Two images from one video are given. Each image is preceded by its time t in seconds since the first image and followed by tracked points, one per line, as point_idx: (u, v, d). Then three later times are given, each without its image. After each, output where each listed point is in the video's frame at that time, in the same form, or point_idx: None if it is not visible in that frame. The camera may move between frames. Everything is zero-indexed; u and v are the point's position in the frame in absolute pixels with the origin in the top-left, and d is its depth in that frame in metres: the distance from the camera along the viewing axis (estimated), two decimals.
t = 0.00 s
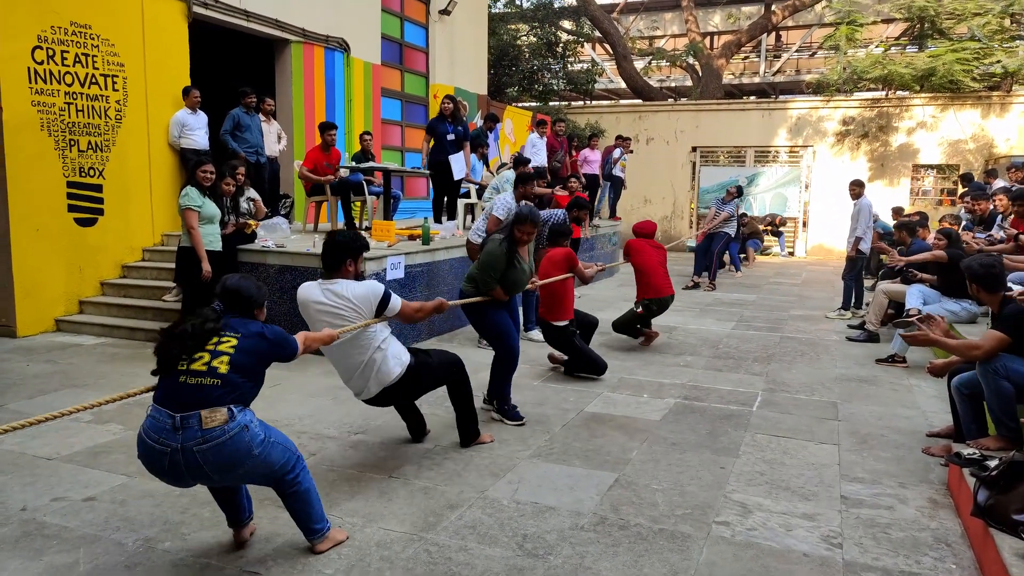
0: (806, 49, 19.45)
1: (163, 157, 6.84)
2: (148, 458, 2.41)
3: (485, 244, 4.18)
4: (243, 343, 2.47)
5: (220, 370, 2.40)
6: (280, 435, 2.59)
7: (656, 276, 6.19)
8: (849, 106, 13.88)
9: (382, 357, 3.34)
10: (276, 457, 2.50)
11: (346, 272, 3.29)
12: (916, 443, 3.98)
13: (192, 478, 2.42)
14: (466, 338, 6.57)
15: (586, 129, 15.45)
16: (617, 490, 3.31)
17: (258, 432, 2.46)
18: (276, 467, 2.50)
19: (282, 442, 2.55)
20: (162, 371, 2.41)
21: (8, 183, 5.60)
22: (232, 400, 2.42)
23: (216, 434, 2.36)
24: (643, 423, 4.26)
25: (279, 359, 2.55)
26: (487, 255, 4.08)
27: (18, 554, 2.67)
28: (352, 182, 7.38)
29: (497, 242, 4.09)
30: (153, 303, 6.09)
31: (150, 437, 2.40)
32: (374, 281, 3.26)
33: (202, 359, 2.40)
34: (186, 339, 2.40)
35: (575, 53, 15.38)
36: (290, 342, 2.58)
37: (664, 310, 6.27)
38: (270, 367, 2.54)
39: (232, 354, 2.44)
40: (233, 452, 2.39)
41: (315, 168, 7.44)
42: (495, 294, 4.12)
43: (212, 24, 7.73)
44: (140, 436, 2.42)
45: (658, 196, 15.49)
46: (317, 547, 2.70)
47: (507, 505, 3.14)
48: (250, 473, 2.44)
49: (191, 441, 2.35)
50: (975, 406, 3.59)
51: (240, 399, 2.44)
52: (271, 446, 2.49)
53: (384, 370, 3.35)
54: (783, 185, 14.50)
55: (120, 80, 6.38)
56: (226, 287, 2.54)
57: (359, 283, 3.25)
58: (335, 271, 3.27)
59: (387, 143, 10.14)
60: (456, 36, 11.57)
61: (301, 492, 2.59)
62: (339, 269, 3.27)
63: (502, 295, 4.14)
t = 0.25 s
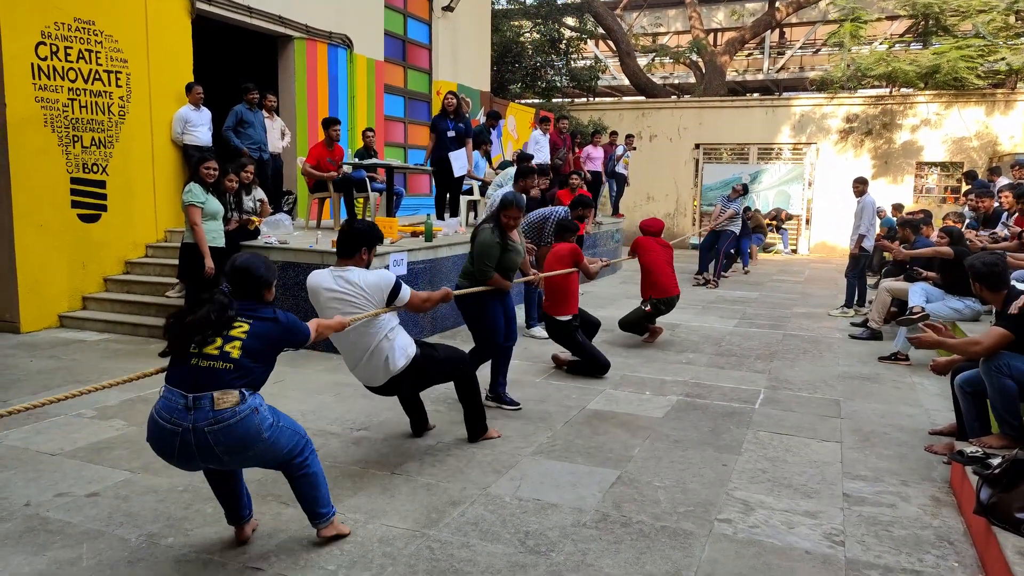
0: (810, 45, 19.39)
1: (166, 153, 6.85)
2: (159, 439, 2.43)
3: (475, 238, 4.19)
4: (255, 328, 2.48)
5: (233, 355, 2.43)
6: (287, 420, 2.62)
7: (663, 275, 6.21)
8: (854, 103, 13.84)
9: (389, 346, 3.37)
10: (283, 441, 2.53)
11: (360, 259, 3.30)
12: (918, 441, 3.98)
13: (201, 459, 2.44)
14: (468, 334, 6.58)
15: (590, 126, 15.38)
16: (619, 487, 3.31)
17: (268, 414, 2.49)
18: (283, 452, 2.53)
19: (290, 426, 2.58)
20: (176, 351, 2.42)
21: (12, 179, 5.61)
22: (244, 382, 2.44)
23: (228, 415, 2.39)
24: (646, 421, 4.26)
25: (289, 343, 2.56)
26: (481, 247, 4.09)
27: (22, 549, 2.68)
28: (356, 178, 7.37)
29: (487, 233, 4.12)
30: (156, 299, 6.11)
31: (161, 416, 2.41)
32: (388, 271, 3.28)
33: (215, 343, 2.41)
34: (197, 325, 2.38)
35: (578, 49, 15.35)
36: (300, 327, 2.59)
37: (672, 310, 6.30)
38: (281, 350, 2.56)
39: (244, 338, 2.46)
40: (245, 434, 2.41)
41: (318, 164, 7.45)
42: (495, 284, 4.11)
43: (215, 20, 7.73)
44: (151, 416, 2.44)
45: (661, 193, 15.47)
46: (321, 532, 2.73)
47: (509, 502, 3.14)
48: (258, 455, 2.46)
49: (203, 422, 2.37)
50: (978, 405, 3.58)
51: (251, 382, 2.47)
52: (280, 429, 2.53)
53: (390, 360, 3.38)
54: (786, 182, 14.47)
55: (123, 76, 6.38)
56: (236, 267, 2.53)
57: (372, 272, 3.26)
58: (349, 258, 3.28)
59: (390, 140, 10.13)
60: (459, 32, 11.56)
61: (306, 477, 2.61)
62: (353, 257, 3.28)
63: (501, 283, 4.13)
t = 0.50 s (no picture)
0: (811, 45, 19.36)
1: (168, 154, 6.85)
2: (192, 463, 2.47)
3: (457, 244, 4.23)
4: (276, 348, 2.52)
5: (257, 376, 2.45)
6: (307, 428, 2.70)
7: (667, 274, 6.20)
8: (856, 103, 13.82)
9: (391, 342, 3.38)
10: (308, 449, 2.62)
11: (366, 252, 3.31)
12: (920, 441, 3.98)
13: (236, 478, 2.50)
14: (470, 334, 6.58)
15: (591, 126, 15.38)
16: (621, 487, 3.31)
17: (295, 427, 2.57)
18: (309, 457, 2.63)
19: (313, 434, 2.67)
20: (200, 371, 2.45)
21: (14, 178, 5.62)
22: (272, 401, 2.50)
23: (261, 434, 2.45)
24: (647, 421, 4.26)
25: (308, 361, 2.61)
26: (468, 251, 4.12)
27: (25, 548, 2.69)
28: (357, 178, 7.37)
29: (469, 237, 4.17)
30: (158, 299, 6.11)
31: (192, 442, 2.44)
32: (393, 267, 3.29)
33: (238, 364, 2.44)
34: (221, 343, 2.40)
35: (580, 49, 15.38)
36: (318, 344, 2.64)
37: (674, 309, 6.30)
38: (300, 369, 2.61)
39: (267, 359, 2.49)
40: (278, 448, 2.49)
41: (320, 164, 7.47)
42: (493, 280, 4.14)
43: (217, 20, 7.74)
44: (180, 442, 2.46)
45: (662, 193, 15.46)
46: (337, 526, 2.85)
47: (511, 502, 3.14)
48: (290, 466, 2.55)
49: (238, 443, 2.43)
50: (981, 405, 3.58)
51: (278, 400, 2.53)
52: (306, 438, 2.62)
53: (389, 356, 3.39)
54: (788, 182, 14.48)
55: (126, 76, 6.39)
56: (262, 288, 2.59)
57: (377, 266, 3.27)
58: (356, 250, 3.29)
59: (391, 140, 10.14)
60: (460, 33, 11.56)
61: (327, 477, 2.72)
62: (359, 250, 3.30)
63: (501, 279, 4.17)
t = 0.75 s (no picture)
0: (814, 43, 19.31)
1: (171, 150, 6.86)
2: (186, 450, 2.44)
3: (459, 248, 4.18)
4: (276, 341, 2.54)
5: (254, 365, 2.47)
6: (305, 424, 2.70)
7: (664, 268, 6.23)
8: (859, 100, 13.80)
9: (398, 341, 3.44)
10: (304, 444, 2.60)
11: (370, 257, 3.32)
12: (922, 440, 3.98)
13: (229, 467, 2.47)
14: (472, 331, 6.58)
15: (593, 123, 15.38)
16: (622, 485, 3.31)
17: (291, 419, 2.56)
18: (305, 452, 2.60)
19: (309, 430, 2.66)
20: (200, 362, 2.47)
21: (17, 175, 5.62)
22: (268, 390, 2.49)
23: (255, 422, 2.43)
24: (649, 418, 4.26)
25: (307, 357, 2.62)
26: (471, 256, 4.11)
27: (28, 543, 2.70)
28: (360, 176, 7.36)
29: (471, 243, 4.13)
30: (160, 295, 6.12)
31: (187, 428, 2.43)
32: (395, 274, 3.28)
33: (237, 354, 2.45)
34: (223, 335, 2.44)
35: (583, 46, 15.38)
36: (317, 342, 2.65)
37: (675, 303, 6.30)
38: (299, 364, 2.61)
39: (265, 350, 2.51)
40: (272, 438, 2.47)
41: (322, 161, 7.47)
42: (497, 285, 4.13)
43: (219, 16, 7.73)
44: (177, 428, 2.46)
45: (665, 190, 15.45)
46: (340, 524, 2.84)
47: (512, 499, 3.15)
48: (284, 459, 2.52)
49: (232, 430, 2.41)
50: (983, 404, 3.58)
51: (275, 390, 2.52)
52: (302, 432, 2.60)
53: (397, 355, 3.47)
54: (790, 180, 14.47)
55: (128, 73, 6.39)
56: (261, 285, 2.61)
57: (380, 273, 3.29)
58: (361, 255, 3.29)
59: (394, 137, 10.13)
60: (463, 30, 11.55)
61: (325, 476, 2.70)
62: (364, 256, 3.30)
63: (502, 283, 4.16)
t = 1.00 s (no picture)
0: (818, 44, 19.29)
1: (175, 151, 6.87)
2: (203, 458, 2.47)
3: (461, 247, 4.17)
4: (282, 343, 2.53)
5: (263, 369, 2.46)
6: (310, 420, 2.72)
7: (664, 265, 6.24)
8: (862, 102, 13.79)
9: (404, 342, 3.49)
10: (314, 440, 2.64)
11: (364, 267, 3.31)
12: (925, 442, 3.97)
13: (245, 470, 2.50)
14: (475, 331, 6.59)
15: (596, 124, 15.39)
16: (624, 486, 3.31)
17: (301, 418, 2.59)
18: (316, 447, 2.64)
19: (317, 425, 2.69)
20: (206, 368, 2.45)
21: (21, 175, 5.64)
22: (280, 394, 2.51)
23: (271, 426, 2.47)
24: (651, 420, 4.26)
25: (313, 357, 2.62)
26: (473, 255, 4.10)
27: (31, 542, 2.71)
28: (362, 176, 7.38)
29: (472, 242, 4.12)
30: (163, 295, 6.14)
31: (203, 437, 2.45)
32: (389, 282, 3.32)
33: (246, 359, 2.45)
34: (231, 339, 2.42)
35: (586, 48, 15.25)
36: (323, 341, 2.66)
37: (676, 301, 6.29)
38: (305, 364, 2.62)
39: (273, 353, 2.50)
40: (287, 439, 2.51)
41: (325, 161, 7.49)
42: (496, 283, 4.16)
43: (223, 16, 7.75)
44: (191, 437, 2.47)
45: (667, 192, 15.45)
46: (340, 518, 2.89)
47: (514, 500, 3.15)
48: (298, 457, 2.57)
49: (249, 436, 2.44)
50: (986, 407, 3.57)
51: (286, 392, 2.54)
52: (311, 429, 2.63)
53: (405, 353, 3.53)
54: (793, 181, 14.42)
55: (132, 73, 6.40)
56: (268, 287, 2.61)
57: (373, 282, 3.31)
58: (354, 266, 3.30)
59: (396, 137, 10.14)
60: (466, 30, 11.56)
61: (329, 466, 2.75)
62: (358, 266, 3.30)
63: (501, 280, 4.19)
